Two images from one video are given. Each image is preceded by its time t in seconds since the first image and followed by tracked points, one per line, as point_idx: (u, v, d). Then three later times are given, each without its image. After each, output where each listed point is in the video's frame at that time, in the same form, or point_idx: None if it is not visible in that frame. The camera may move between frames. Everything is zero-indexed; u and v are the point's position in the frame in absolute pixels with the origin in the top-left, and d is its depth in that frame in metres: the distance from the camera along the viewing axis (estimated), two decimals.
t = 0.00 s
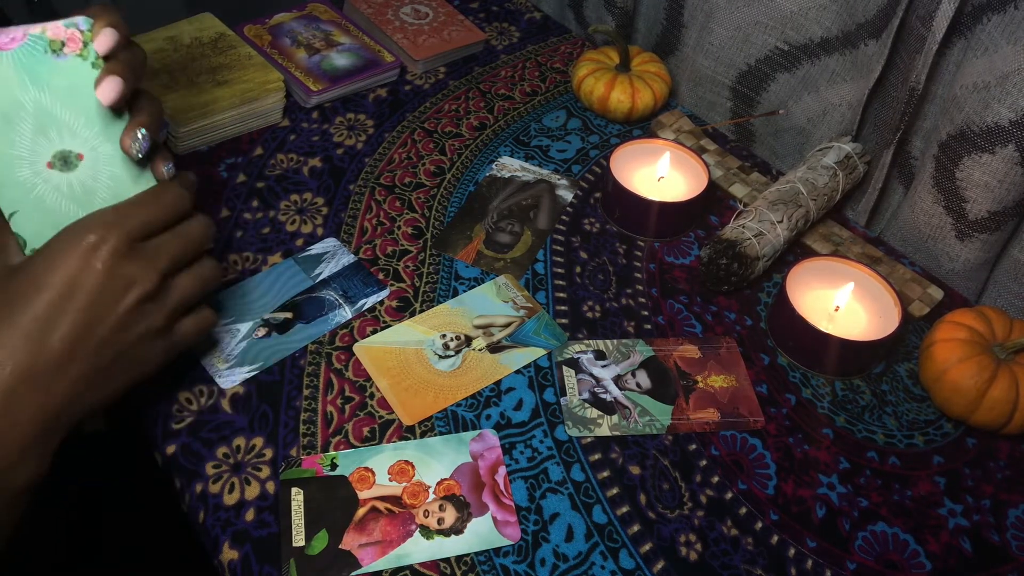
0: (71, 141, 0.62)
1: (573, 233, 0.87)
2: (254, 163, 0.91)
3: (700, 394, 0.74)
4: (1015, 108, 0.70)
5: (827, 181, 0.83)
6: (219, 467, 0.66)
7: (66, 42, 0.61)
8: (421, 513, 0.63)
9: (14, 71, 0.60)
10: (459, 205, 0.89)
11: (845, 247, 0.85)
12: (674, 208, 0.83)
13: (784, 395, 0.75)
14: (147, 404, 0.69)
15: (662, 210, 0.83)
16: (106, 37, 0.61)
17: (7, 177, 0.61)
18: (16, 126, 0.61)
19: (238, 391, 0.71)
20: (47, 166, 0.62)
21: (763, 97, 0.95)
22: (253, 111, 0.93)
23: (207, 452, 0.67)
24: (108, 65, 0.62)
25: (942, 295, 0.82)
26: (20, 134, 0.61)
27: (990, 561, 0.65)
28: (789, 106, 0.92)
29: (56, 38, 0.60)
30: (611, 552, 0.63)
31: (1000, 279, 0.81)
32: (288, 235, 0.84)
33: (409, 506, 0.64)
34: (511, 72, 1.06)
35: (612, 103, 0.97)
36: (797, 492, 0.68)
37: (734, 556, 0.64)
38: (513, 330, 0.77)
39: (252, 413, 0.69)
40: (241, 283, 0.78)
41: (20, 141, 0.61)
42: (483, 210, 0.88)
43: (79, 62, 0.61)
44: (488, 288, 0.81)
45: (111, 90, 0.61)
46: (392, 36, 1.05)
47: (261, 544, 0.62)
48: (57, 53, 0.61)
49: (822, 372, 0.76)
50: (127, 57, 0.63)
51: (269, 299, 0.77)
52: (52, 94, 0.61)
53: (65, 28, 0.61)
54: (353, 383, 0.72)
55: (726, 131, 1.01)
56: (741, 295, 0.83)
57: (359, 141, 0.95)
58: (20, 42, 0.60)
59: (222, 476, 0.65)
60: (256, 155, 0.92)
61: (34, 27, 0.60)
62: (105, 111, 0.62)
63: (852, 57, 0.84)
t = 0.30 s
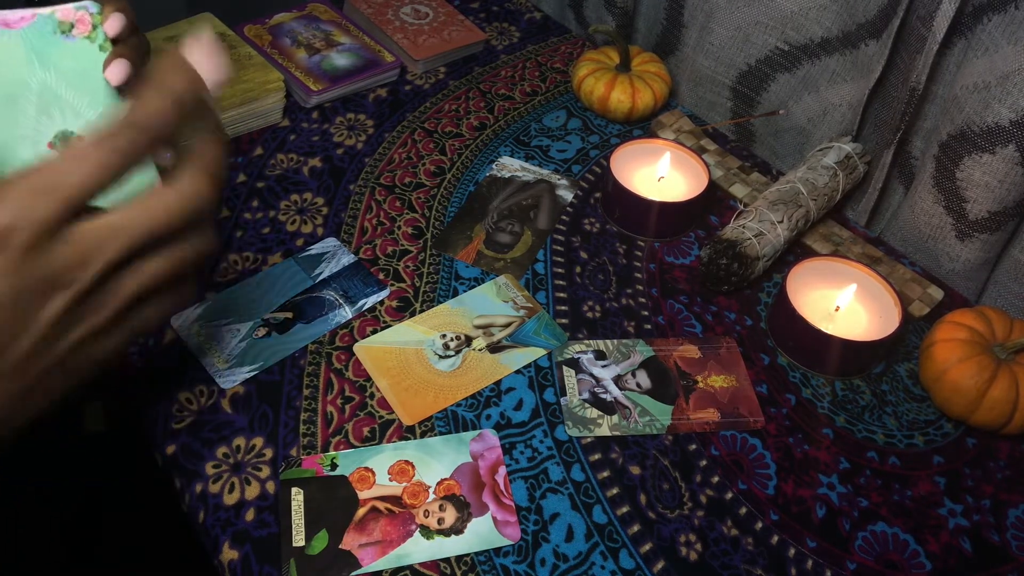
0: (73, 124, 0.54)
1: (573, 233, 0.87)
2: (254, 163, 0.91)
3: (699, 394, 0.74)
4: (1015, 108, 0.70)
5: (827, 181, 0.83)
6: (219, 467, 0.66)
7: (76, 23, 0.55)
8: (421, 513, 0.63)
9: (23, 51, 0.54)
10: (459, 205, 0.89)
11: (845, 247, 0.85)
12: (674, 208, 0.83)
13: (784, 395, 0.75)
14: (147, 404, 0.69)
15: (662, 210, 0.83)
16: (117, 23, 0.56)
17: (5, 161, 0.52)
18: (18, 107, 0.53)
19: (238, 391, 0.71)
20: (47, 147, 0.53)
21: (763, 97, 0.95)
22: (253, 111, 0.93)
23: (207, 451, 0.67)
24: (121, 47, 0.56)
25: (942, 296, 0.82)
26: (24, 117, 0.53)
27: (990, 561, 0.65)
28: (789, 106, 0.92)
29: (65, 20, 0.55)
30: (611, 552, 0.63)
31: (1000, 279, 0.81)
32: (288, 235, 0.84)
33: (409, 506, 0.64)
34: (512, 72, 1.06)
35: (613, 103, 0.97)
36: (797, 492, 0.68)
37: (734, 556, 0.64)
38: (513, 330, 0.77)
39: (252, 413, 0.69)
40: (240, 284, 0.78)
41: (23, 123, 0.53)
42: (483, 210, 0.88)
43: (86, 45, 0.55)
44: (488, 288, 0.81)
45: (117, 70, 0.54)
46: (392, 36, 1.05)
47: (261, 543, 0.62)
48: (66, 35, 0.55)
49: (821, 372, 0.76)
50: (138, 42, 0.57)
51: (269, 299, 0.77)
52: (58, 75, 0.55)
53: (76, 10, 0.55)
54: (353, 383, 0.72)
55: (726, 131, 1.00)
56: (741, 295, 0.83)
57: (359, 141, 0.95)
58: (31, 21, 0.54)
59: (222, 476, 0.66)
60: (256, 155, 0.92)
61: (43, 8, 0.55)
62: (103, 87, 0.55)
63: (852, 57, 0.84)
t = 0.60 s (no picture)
0: (87, 130, 0.61)
1: (573, 233, 0.87)
2: (254, 163, 0.91)
3: (699, 393, 0.74)
4: (1015, 108, 0.70)
5: (827, 181, 0.83)
6: (219, 467, 0.66)
7: (93, 36, 0.61)
8: (421, 513, 0.63)
9: (43, 58, 0.60)
10: (459, 205, 0.89)
11: (845, 247, 0.85)
12: (674, 208, 0.83)
13: (784, 395, 0.75)
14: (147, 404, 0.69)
15: (662, 209, 0.83)
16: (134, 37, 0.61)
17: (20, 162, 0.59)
18: (35, 114, 0.60)
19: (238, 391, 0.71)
20: (60, 153, 0.60)
21: (763, 97, 0.95)
22: (253, 111, 0.93)
23: (207, 452, 0.67)
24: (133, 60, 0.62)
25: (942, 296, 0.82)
26: (40, 122, 0.60)
27: (990, 561, 0.65)
28: (789, 106, 0.92)
29: (83, 32, 0.61)
30: (611, 552, 0.63)
31: (1000, 279, 0.81)
32: (288, 235, 0.84)
33: (409, 506, 0.64)
34: (512, 72, 1.06)
35: (613, 103, 0.97)
36: (797, 492, 0.68)
37: (734, 556, 0.64)
38: (513, 330, 0.77)
39: (252, 413, 0.69)
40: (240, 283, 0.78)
41: (38, 128, 0.60)
42: (483, 210, 0.88)
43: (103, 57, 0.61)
44: (488, 288, 0.81)
45: (133, 84, 0.61)
46: (392, 36, 1.05)
47: (261, 544, 0.62)
48: (83, 45, 0.61)
49: (821, 372, 0.76)
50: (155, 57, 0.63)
51: (270, 299, 0.77)
52: (75, 85, 0.61)
53: (94, 24, 0.61)
54: (353, 383, 0.72)
55: (726, 131, 1.01)
56: (741, 295, 0.83)
57: (359, 141, 0.95)
58: (48, 31, 0.61)
59: (222, 476, 0.66)
60: (256, 155, 0.92)
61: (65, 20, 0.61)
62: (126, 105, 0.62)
63: (852, 57, 0.84)
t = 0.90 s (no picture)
0: (71, 129, 0.64)
1: (573, 233, 0.87)
2: (254, 163, 0.91)
3: (700, 393, 0.74)
4: (1015, 108, 0.70)
5: (827, 181, 0.83)
6: (219, 467, 0.66)
7: (77, 34, 0.62)
8: (421, 513, 0.63)
9: (24, 57, 0.62)
10: (459, 205, 0.89)
11: (845, 247, 0.85)
12: (674, 208, 0.82)
13: (784, 395, 0.75)
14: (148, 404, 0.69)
15: (662, 210, 0.83)
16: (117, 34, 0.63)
17: (4, 162, 0.62)
18: (18, 112, 0.62)
19: (238, 391, 0.71)
20: (45, 153, 0.63)
21: (763, 97, 0.95)
22: (253, 111, 0.93)
23: (207, 451, 0.67)
24: (113, 58, 0.64)
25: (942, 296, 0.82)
26: (22, 121, 0.62)
27: (989, 561, 0.65)
28: (789, 107, 0.92)
29: (67, 30, 0.62)
30: (611, 552, 0.63)
31: (1000, 279, 0.81)
32: (288, 235, 0.84)
33: (409, 506, 0.64)
34: (511, 72, 1.06)
35: (612, 103, 0.97)
36: (797, 492, 0.68)
37: (734, 556, 0.64)
38: (513, 330, 0.77)
39: (252, 413, 0.69)
40: (240, 284, 0.78)
41: (20, 127, 0.62)
42: (483, 210, 0.88)
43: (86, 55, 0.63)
44: (488, 288, 0.81)
45: (117, 84, 0.63)
46: (392, 36, 1.04)
47: (261, 543, 0.62)
48: (67, 44, 0.62)
49: (822, 372, 0.76)
50: (135, 54, 0.65)
51: (269, 299, 0.77)
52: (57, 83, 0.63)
53: (78, 22, 0.62)
54: (353, 383, 0.72)
55: (726, 131, 1.01)
56: (741, 295, 0.83)
57: (359, 141, 0.95)
58: (31, 31, 0.61)
59: (222, 476, 0.65)
60: (256, 155, 0.92)
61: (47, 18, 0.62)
62: (107, 105, 0.64)
63: (852, 57, 0.84)
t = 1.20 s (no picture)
0: (68, 138, 0.65)
1: (573, 233, 0.87)
2: (254, 163, 0.91)
3: (699, 393, 0.74)
4: (1015, 108, 0.70)
5: (827, 181, 0.83)
6: (219, 467, 0.66)
7: (88, 46, 0.64)
8: (421, 513, 0.63)
9: (32, 63, 0.63)
10: (459, 206, 0.89)
11: (845, 247, 0.85)
12: (674, 208, 0.82)
13: (784, 395, 0.75)
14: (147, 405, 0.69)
15: (662, 209, 0.83)
16: (128, 51, 0.66)
17: None
18: (18, 115, 0.63)
19: (238, 391, 0.71)
20: (39, 156, 0.65)
21: (763, 97, 0.95)
22: (252, 111, 0.93)
23: (207, 452, 0.67)
24: (120, 73, 0.66)
25: (942, 296, 0.82)
26: (21, 124, 0.64)
27: (989, 561, 0.65)
28: (789, 106, 0.92)
29: (79, 42, 0.64)
30: (611, 552, 0.63)
31: (1000, 279, 0.81)
32: (288, 235, 0.84)
33: (409, 506, 0.64)
34: (512, 72, 1.06)
35: (612, 103, 0.97)
36: (797, 492, 0.68)
37: (734, 556, 0.64)
38: (513, 330, 0.77)
39: (252, 413, 0.69)
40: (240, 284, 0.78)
41: (18, 130, 0.64)
42: (483, 210, 0.88)
43: (95, 67, 0.65)
44: (488, 288, 0.81)
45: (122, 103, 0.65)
46: (392, 36, 1.04)
47: (261, 543, 0.62)
48: (78, 54, 0.64)
49: (821, 372, 0.76)
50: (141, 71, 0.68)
51: (269, 299, 0.77)
52: (62, 91, 0.64)
53: (91, 34, 0.64)
54: (353, 383, 0.72)
55: (726, 131, 1.01)
56: (741, 295, 0.83)
57: (359, 141, 0.95)
58: (45, 37, 0.63)
59: (222, 476, 0.66)
60: (256, 155, 0.92)
61: (60, 26, 0.63)
62: (108, 120, 0.66)
63: (852, 57, 0.84)
